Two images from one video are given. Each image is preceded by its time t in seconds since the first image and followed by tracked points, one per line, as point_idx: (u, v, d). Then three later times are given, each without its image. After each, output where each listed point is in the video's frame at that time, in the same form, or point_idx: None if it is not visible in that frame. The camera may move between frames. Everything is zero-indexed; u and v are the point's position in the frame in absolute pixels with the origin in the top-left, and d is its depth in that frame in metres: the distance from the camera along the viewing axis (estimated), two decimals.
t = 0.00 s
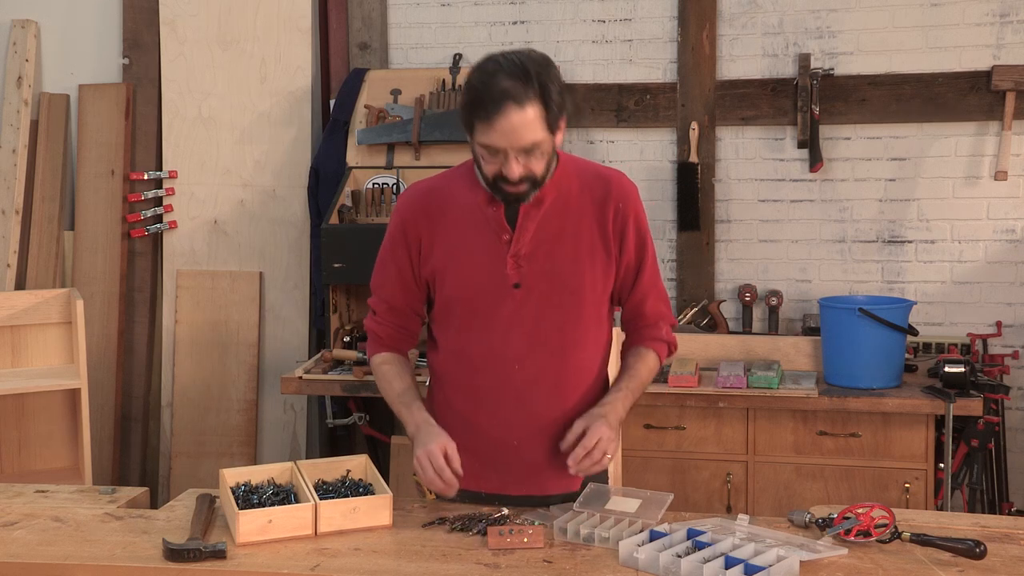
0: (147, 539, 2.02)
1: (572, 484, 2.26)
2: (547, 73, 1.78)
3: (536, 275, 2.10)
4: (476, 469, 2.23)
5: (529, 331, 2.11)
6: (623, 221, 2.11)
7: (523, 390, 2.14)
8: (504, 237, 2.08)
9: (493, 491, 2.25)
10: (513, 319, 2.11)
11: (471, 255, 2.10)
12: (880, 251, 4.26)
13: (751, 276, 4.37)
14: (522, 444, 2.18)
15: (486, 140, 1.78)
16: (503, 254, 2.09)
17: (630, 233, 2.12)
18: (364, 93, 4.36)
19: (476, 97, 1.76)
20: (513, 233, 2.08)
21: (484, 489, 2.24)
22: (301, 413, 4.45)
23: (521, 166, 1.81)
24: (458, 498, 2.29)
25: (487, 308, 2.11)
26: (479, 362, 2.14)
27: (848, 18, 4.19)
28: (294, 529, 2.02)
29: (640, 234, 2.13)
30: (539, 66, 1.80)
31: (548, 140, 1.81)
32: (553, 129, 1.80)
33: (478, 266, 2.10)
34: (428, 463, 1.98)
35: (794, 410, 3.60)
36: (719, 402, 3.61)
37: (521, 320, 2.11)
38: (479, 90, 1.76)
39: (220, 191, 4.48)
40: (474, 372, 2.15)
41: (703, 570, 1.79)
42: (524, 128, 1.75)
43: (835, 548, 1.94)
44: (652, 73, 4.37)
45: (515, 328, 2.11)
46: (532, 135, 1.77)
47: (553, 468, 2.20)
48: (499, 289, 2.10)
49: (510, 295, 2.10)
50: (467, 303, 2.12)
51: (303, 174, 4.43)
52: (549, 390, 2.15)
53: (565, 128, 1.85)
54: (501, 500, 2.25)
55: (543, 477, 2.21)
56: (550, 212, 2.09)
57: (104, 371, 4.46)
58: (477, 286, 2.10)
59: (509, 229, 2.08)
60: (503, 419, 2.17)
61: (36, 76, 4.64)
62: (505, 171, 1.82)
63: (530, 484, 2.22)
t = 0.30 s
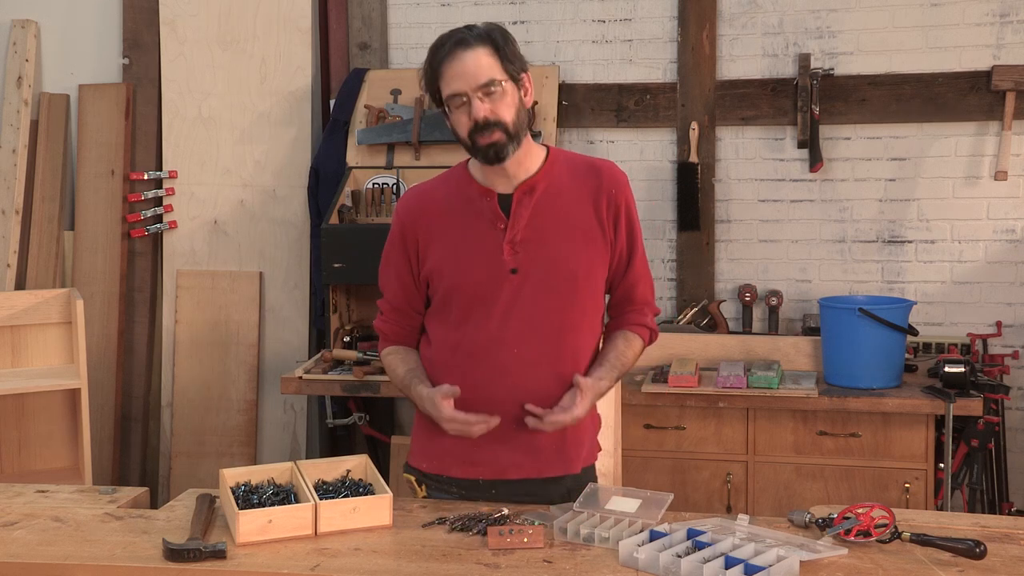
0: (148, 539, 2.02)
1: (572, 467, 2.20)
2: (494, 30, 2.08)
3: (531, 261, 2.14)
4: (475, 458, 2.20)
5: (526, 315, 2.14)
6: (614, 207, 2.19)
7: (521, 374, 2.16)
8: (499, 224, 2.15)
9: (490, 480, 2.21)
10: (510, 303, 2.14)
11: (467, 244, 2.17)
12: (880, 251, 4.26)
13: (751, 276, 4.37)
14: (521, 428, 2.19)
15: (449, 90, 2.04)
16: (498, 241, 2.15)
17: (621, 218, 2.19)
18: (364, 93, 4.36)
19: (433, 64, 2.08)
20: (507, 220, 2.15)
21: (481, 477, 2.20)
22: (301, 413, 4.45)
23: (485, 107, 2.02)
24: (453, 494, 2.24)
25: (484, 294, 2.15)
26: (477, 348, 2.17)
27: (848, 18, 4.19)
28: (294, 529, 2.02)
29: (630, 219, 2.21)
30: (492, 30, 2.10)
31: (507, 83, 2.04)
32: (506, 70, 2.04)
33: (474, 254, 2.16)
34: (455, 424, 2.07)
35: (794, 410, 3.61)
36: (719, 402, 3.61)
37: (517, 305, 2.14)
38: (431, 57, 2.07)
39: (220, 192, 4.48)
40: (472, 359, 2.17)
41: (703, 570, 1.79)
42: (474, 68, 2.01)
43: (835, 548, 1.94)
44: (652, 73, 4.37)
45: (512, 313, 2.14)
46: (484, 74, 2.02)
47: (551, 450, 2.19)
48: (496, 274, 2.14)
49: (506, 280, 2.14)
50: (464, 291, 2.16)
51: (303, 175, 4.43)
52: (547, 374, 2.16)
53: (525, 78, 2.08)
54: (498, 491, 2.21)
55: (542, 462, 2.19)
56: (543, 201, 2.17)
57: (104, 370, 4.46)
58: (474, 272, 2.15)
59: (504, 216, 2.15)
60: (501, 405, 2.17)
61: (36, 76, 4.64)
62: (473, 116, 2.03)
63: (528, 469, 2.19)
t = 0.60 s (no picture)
0: (147, 539, 2.02)
1: (561, 462, 2.20)
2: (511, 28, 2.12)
3: (520, 255, 2.15)
4: (465, 454, 2.19)
5: (514, 309, 2.14)
6: (606, 208, 2.20)
7: (508, 368, 2.15)
8: (490, 218, 2.17)
9: (483, 478, 2.20)
10: (498, 296, 2.15)
11: (458, 239, 2.18)
12: (880, 251, 4.26)
13: (751, 276, 4.37)
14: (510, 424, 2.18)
15: (455, 77, 2.08)
16: (489, 235, 2.16)
17: (613, 219, 2.20)
18: (365, 93, 4.36)
19: (444, 54, 2.12)
20: (498, 214, 2.17)
21: (472, 474, 2.20)
22: (301, 413, 4.45)
23: (489, 96, 2.05)
24: (446, 494, 2.23)
25: (473, 288, 2.16)
26: (465, 342, 2.17)
27: (848, 18, 4.19)
28: (294, 529, 2.02)
29: (622, 221, 2.22)
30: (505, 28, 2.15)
31: (512, 77, 2.07)
32: (515, 65, 2.07)
33: (465, 248, 2.17)
34: (449, 397, 2.04)
35: (794, 410, 3.60)
36: (719, 402, 3.61)
37: (506, 299, 2.14)
38: (443, 46, 2.12)
39: (220, 192, 4.48)
40: (460, 352, 2.17)
41: (703, 570, 1.79)
42: (482, 58, 2.05)
43: (835, 548, 1.94)
44: (652, 73, 4.37)
45: (500, 306, 2.14)
46: (491, 65, 2.05)
47: (542, 447, 2.18)
48: (485, 268, 2.15)
49: (495, 274, 2.15)
50: (454, 285, 2.17)
51: (303, 175, 4.43)
52: (535, 369, 2.15)
53: (531, 76, 2.11)
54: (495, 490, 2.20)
55: (531, 457, 2.18)
56: (535, 198, 2.18)
57: (104, 370, 4.46)
58: (464, 266, 2.16)
59: (495, 210, 2.17)
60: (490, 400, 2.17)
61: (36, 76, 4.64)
62: (475, 104, 2.05)
63: (518, 465, 2.19)
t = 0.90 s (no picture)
0: (148, 539, 2.02)
1: (560, 461, 2.19)
2: (505, 28, 2.13)
3: (517, 256, 2.15)
4: (465, 454, 2.19)
5: (511, 309, 2.14)
6: (602, 208, 2.20)
7: (506, 368, 2.15)
8: (486, 219, 2.17)
9: (483, 478, 2.20)
10: (495, 296, 2.14)
11: (454, 240, 2.18)
12: (880, 251, 4.25)
13: (751, 276, 4.37)
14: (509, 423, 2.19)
15: (448, 75, 2.08)
16: (485, 235, 2.16)
17: (609, 219, 2.20)
18: (365, 93, 4.36)
19: (437, 51, 2.12)
20: (494, 215, 2.17)
21: (472, 474, 2.19)
22: (301, 413, 4.45)
23: (481, 95, 2.05)
24: (446, 496, 2.23)
25: (470, 289, 2.16)
26: (463, 343, 2.16)
27: (848, 18, 4.19)
28: (294, 529, 2.02)
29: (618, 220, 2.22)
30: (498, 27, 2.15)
31: (505, 76, 2.07)
32: (507, 64, 2.08)
33: (461, 249, 2.17)
34: (449, 402, 2.06)
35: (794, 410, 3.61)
36: (719, 402, 3.61)
37: (502, 299, 2.14)
38: (436, 44, 2.12)
39: (220, 192, 4.48)
40: (458, 352, 2.17)
41: (703, 570, 1.79)
42: (476, 56, 2.06)
43: (834, 548, 1.94)
44: (652, 73, 4.37)
45: (497, 306, 2.14)
46: (485, 63, 2.06)
47: (542, 447, 2.18)
48: (481, 268, 2.15)
49: (492, 274, 2.15)
50: (451, 286, 2.17)
51: (303, 175, 4.43)
52: (533, 368, 2.15)
53: (523, 75, 2.12)
54: (495, 491, 2.20)
55: (531, 456, 2.18)
56: (530, 198, 2.18)
57: (104, 370, 4.46)
58: (461, 266, 2.16)
59: (491, 211, 2.17)
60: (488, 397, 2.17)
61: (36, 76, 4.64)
62: (467, 102, 2.05)
63: (518, 464, 2.19)
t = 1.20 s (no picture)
0: (148, 539, 2.02)
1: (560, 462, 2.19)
2: (506, 29, 2.13)
3: (517, 256, 2.15)
4: (465, 454, 2.19)
5: (513, 309, 2.14)
6: (602, 206, 2.20)
7: (507, 368, 2.15)
8: (486, 219, 2.17)
9: (483, 479, 2.20)
10: (496, 296, 2.14)
11: (454, 240, 2.18)
12: (880, 251, 4.25)
13: (751, 276, 4.37)
14: (510, 424, 2.19)
15: (450, 78, 2.08)
16: (485, 235, 2.16)
17: (609, 217, 2.20)
18: (365, 93, 4.36)
19: (438, 53, 2.11)
20: (495, 215, 2.17)
21: (472, 474, 2.19)
22: (301, 413, 4.45)
23: (485, 98, 2.05)
24: (446, 496, 2.23)
25: (471, 289, 2.16)
26: (464, 343, 2.16)
27: (848, 18, 4.19)
28: (294, 529, 2.02)
29: (618, 218, 2.22)
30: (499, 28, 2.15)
31: (508, 78, 2.08)
32: (510, 67, 2.08)
33: (462, 249, 2.17)
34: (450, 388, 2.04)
35: (794, 410, 3.61)
36: (719, 402, 3.61)
37: (503, 299, 2.14)
38: (438, 46, 2.12)
39: (220, 192, 4.48)
40: (459, 352, 2.17)
41: (703, 570, 1.79)
42: (479, 59, 2.06)
43: (834, 548, 1.94)
44: (652, 73, 4.37)
45: (498, 306, 2.14)
46: (488, 66, 2.06)
47: (542, 447, 2.18)
48: (482, 268, 2.15)
49: (493, 274, 2.15)
50: (452, 286, 2.17)
51: (303, 175, 4.43)
52: (534, 368, 2.15)
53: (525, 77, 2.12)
54: (495, 491, 2.20)
55: (531, 456, 2.18)
56: (531, 197, 2.18)
57: (104, 370, 4.47)
58: (461, 266, 2.16)
59: (491, 211, 2.17)
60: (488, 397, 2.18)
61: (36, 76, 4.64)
62: (471, 105, 2.05)
63: (518, 464, 2.19)
